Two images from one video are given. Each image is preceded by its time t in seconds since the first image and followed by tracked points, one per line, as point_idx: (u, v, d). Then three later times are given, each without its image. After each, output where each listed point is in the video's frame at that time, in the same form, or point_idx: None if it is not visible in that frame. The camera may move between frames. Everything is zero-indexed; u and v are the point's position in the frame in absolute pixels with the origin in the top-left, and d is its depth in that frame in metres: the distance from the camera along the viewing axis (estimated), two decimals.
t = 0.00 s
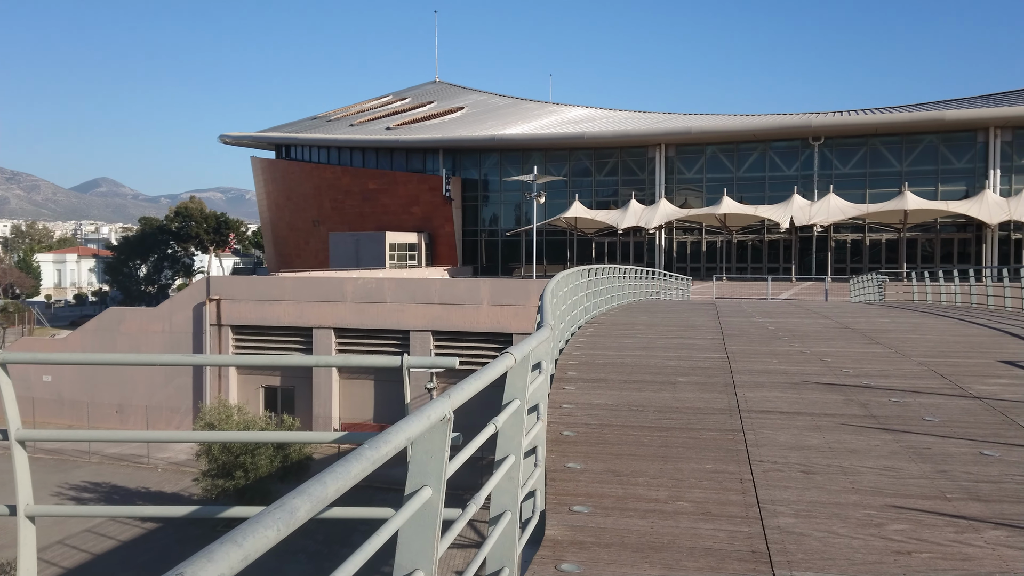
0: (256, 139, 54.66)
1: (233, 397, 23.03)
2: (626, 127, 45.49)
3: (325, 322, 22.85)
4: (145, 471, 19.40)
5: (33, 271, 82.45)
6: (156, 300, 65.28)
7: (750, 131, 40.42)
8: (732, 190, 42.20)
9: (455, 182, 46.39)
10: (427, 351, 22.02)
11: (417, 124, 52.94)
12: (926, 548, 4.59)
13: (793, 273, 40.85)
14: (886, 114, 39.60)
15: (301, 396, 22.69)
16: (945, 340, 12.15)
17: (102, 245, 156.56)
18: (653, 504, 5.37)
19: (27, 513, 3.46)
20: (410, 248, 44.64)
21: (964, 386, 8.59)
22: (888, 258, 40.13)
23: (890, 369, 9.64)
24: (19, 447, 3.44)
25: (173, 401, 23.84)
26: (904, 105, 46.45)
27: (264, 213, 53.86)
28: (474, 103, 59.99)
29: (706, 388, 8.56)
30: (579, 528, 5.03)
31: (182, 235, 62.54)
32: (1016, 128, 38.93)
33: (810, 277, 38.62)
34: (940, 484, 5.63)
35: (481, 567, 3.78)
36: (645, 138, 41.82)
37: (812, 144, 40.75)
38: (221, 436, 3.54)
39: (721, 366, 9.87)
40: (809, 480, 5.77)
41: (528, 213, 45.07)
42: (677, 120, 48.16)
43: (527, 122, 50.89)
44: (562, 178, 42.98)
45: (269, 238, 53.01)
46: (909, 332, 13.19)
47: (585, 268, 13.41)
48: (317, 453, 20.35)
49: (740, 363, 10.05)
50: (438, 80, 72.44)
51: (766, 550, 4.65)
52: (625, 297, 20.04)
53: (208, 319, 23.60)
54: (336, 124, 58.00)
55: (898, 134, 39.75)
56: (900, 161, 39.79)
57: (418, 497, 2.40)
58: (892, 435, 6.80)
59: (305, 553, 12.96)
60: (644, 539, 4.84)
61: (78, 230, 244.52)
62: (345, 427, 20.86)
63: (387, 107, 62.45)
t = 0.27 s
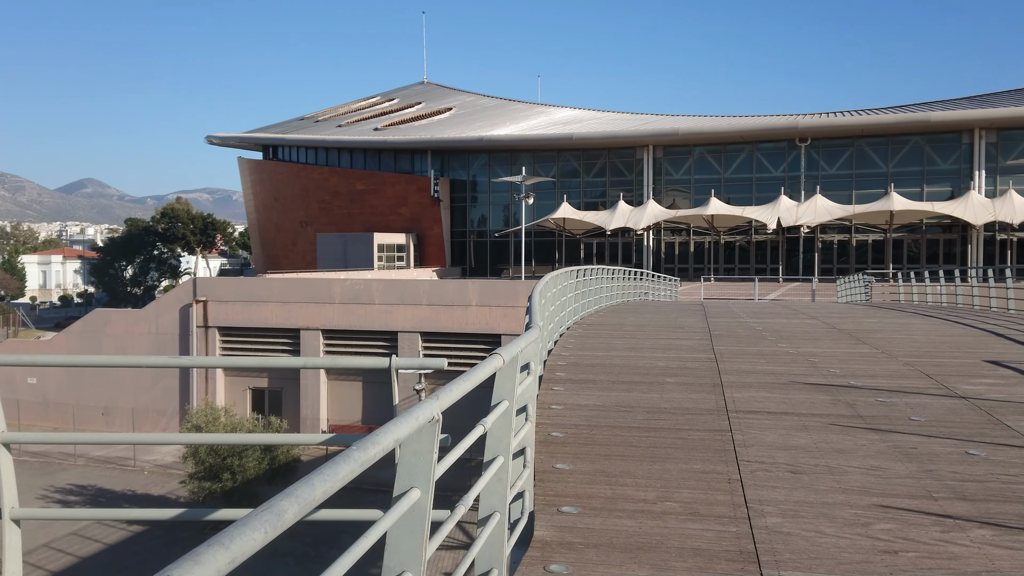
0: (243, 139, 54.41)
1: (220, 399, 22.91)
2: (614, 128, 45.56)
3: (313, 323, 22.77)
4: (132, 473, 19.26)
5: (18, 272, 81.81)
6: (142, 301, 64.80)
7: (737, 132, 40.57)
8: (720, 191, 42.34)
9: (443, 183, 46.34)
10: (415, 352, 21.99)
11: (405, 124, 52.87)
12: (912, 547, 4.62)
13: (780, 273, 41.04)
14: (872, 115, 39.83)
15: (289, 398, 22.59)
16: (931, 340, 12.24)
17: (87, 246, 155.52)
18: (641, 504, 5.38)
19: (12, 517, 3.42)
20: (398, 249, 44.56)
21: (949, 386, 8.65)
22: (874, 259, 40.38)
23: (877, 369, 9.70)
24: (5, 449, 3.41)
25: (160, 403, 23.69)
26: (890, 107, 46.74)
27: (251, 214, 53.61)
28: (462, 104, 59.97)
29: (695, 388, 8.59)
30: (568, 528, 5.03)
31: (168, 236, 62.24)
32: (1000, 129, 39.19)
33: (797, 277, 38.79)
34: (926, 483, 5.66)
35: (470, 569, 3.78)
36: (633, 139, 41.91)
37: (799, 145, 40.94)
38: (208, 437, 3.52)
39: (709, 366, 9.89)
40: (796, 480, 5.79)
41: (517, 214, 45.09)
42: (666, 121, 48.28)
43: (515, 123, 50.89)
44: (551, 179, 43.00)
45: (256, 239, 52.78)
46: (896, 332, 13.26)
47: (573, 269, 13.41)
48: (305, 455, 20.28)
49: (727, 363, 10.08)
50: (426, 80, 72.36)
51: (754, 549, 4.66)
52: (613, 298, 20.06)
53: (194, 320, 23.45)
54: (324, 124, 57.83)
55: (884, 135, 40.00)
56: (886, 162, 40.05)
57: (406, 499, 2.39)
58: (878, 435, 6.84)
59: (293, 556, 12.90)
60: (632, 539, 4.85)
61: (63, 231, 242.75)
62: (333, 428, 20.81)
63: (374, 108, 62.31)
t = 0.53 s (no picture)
0: (230, 138, 54.18)
1: (207, 399, 22.81)
2: (603, 127, 45.62)
3: (301, 323, 22.69)
4: (118, 474, 19.14)
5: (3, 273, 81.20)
6: (129, 301, 64.31)
7: (725, 131, 40.71)
8: (707, 191, 42.48)
9: (432, 182, 46.29)
10: (403, 351, 21.96)
11: (394, 123, 52.78)
12: (898, 544, 4.65)
13: (768, 272, 41.21)
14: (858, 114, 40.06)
15: (277, 397, 22.52)
16: (916, 338, 12.33)
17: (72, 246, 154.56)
18: (630, 503, 5.39)
19: None
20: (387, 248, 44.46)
21: (935, 383, 8.71)
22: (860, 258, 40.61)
23: (863, 367, 9.76)
24: None
25: (147, 403, 23.56)
26: (876, 106, 47.01)
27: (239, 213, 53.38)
28: (451, 103, 59.93)
29: (683, 387, 8.62)
30: (557, 527, 5.04)
31: (154, 235, 62.37)
32: (985, 129, 39.44)
33: (785, 276, 38.97)
34: (912, 480, 5.70)
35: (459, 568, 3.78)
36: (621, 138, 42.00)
37: (786, 144, 41.11)
38: (196, 437, 3.50)
39: (697, 365, 9.92)
40: (784, 477, 5.82)
41: (505, 213, 45.09)
42: (654, 121, 48.38)
43: (503, 122, 50.88)
44: (539, 179, 43.03)
45: (244, 238, 52.56)
46: (882, 330, 13.34)
47: (561, 269, 13.42)
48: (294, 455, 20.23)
49: (715, 362, 10.11)
50: (414, 79, 72.26)
51: (742, 547, 4.69)
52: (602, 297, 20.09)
53: (181, 320, 23.33)
54: (312, 123, 57.65)
55: (870, 135, 40.24)
56: (872, 161, 40.27)
57: (395, 499, 2.38)
58: (865, 432, 6.88)
59: (281, 556, 12.85)
60: (621, 537, 4.85)
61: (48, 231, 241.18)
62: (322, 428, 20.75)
63: (362, 107, 62.16)
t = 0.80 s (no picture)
0: (215, 136, 53.88)
1: (193, 398, 22.70)
2: (590, 126, 45.69)
3: (288, 322, 22.62)
4: (103, 474, 19.01)
5: None
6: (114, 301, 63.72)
7: (711, 130, 40.86)
8: (694, 189, 42.63)
9: (419, 181, 46.21)
10: (391, 350, 21.92)
11: (380, 122, 52.67)
12: (883, 540, 4.69)
13: (754, 271, 41.39)
14: (843, 113, 40.32)
15: (263, 397, 22.43)
16: (900, 336, 12.42)
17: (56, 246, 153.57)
18: (617, 500, 5.40)
19: None
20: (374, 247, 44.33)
21: (919, 381, 8.78)
22: (846, 256, 40.86)
23: (848, 365, 9.82)
24: None
25: (132, 403, 23.41)
26: (861, 105, 47.31)
27: (224, 212, 53.11)
28: (438, 101, 59.83)
29: (670, 385, 8.65)
30: (545, 524, 5.05)
31: (140, 234, 62.42)
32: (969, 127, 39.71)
33: (770, 274, 39.15)
34: (897, 477, 5.75)
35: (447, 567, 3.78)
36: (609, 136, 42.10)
37: (772, 143, 41.29)
38: (182, 437, 3.49)
39: (683, 363, 9.95)
40: (769, 474, 5.85)
41: (493, 211, 45.08)
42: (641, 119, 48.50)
43: (491, 121, 50.86)
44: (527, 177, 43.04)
45: (230, 237, 52.31)
46: (867, 327, 13.43)
47: (549, 267, 13.41)
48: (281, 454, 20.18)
49: (702, 360, 10.15)
50: (400, 77, 72.14)
51: (728, 544, 4.71)
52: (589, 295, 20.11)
53: (166, 319, 23.21)
54: (298, 121, 57.42)
55: (855, 133, 40.50)
56: (857, 160, 40.52)
57: (382, 497, 2.38)
58: (850, 429, 6.93)
59: (267, 555, 12.80)
60: (608, 535, 4.87)
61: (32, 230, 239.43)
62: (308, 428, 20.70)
63: (349, 105, 61.94)
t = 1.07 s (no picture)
0: (202, 136, 53.59)
1: (180, 400, 22.57)
2: (577, 126, 45.75)
3: (275, 323, 22.53)
4: (89, 477, 18.86)
5: None
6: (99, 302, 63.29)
7: (698, 130, 40.99)
8: (681, 189, 42.75)
9: (407, 181, 46.13)
10: (379, 350, 21.87)
11: (368, 121, 52.55)
12: (869, 538, 4.72)
13: (741, 270, 41.55)
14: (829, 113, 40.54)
15: (251, 398, 22.33)
16: (886, 334, 12.49)
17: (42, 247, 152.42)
18: (605, 500, 5.41)
19: None
20: (362, 247, 44.23)
21: (905, 379, 8.84)
22: (832, 255, 41.10)
23: (835, 363, 9.88)
24: None
25: (118, 404, 23.24)
26: (847, 105, 47.57)
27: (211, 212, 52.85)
28: (425, 101, 59.76)
29: (658, 384, 8.67)
30: (534, 525, 5.05)
31: (125, 235, 62.00)
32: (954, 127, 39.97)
33: (758, 274, 39.31)
34: (884, 475, 5.78)
35: (435, 568, 3.78)
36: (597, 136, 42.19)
37: (758, 143, 41.46)
38: (170, 439, 3.47)
39: (672, 362, 9.97)
40: (756, 473, 5.88)
41: (481, 211, 45.06)
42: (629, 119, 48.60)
43: (479, 121, 50.83)
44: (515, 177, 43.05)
45: (216, 238, 52.05)
46: (854, 327, 13.49)
47: (537, 267, 13.42)
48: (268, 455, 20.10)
49: (690, 359, 10.17)
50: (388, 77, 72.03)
51: (717, 543, 4.72)
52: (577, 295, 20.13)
53: (153, 321, 23.07)
54: (285, 121, 57.21)
55: (841, 133, 40.74)
56: (843, 160, 40.76)
57: (370, 499, 2.38)
58: (836, 428, 6.97)
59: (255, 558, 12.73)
60: (596, 534, 4.88)
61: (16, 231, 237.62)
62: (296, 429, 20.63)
63: (336, 105, 61.76)
